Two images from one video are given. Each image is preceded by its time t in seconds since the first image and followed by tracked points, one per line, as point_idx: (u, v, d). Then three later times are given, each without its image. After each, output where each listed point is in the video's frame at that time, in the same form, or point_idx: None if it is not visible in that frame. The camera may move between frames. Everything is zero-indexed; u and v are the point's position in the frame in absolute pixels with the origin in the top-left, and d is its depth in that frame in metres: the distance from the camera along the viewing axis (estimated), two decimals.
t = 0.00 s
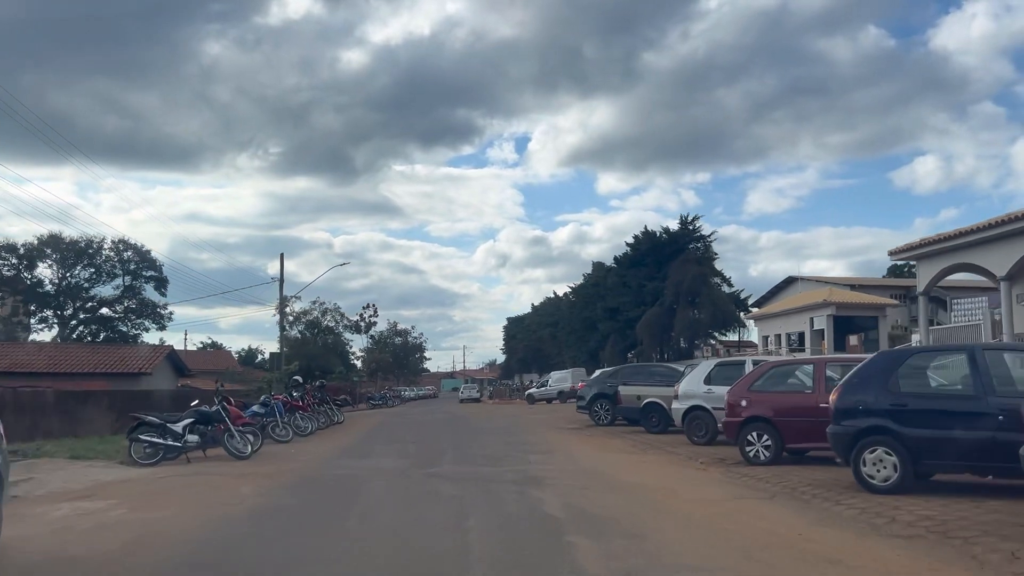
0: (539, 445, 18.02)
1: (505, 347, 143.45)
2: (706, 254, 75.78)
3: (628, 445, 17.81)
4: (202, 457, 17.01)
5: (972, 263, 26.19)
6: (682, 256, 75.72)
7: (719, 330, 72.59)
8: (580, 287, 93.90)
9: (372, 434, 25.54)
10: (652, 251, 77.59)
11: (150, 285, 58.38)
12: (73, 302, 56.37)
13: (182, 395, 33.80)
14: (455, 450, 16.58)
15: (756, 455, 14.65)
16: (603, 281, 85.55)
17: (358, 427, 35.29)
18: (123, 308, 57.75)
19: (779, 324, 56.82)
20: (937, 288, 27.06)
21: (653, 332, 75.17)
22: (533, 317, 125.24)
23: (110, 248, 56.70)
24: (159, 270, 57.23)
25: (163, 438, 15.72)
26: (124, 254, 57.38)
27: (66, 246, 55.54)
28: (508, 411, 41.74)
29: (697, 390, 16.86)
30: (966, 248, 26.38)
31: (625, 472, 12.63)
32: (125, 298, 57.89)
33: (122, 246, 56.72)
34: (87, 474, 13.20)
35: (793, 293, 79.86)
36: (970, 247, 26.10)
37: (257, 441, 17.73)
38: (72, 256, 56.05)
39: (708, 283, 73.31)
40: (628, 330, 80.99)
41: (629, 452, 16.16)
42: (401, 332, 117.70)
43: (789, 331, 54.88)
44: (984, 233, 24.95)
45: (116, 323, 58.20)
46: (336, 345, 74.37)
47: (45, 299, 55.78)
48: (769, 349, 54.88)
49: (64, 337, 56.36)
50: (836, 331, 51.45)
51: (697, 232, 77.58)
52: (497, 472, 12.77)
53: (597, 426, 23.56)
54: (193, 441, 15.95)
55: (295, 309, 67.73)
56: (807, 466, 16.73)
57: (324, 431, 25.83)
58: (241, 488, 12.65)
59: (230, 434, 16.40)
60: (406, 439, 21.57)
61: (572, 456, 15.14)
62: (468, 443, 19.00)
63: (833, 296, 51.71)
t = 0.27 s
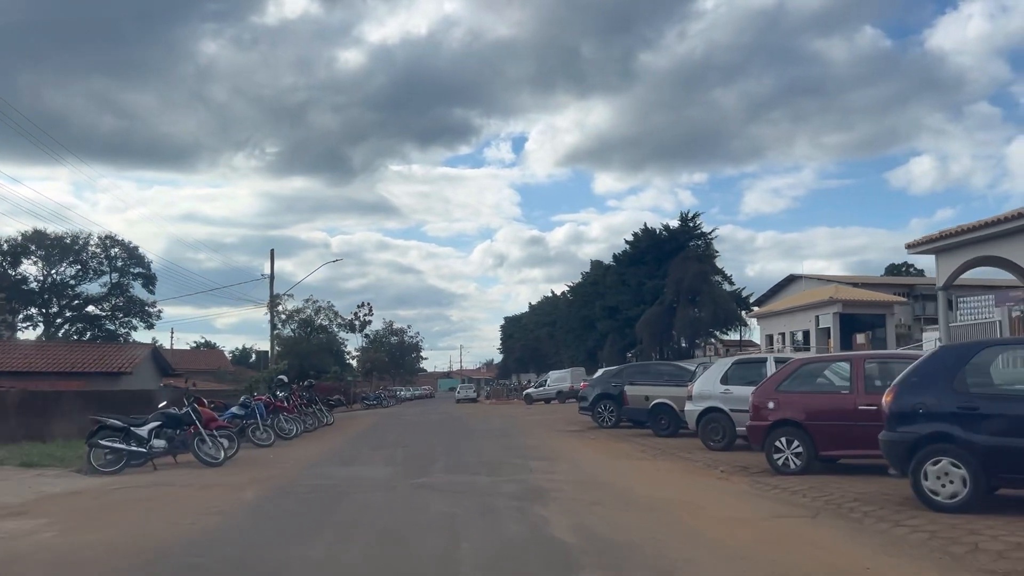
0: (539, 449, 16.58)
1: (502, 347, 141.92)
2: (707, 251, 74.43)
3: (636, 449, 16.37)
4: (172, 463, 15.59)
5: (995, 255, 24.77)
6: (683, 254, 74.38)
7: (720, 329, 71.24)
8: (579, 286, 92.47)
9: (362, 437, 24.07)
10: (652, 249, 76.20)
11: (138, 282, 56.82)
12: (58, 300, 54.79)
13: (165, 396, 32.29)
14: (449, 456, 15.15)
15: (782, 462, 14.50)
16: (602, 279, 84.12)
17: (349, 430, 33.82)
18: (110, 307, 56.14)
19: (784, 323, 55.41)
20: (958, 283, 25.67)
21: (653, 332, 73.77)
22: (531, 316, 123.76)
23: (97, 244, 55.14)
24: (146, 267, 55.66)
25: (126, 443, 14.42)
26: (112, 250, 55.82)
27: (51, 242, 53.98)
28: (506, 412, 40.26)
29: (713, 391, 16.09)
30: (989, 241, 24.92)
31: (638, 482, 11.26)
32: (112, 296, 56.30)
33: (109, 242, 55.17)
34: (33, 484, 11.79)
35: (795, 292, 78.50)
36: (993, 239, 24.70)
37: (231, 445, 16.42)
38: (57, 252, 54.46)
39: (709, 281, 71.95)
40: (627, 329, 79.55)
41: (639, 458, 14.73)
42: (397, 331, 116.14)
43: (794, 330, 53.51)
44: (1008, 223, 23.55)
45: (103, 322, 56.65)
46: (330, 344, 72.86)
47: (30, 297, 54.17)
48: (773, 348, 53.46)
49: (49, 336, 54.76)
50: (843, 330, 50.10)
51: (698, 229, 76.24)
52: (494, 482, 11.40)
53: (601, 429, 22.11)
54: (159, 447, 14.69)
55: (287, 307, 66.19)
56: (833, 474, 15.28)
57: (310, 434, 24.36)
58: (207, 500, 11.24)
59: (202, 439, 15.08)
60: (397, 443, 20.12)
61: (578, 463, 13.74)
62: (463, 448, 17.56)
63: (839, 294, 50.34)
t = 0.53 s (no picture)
0: (544, 456, 15.16)
1: (501, 347, 140.44)
2: (710, 248, 72.99)
3: (649, 456, 14.93)
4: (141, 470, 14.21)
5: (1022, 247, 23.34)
6: (685, 251, 72.93)
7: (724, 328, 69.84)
8: (579, 285, 91.07)
9: (352, 441, 22.58)
10: (653, 246, 74.83)
11: (127, 279, 55.24)
12: (44, 298, 53.25)
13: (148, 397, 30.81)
14: (444, 464, 13.71)
15: (824, 471, 13.26)
16: (603, 278, 82.67)
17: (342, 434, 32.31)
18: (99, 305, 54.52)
19: (792, 321, 53.98)
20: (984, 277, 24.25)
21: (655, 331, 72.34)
22: (530, 315, 122.26)
23: (85, 240, 53.49)
24: (136, 264, 54.17)
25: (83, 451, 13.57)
26: (100, 246, 54.23)
27: (37, 238, 52.34)
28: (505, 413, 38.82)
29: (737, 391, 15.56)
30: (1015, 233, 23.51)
31: (659, 497, 9.86)
32: (101, 294, 54.75)
33: (97, 238, 53.53)
34: None
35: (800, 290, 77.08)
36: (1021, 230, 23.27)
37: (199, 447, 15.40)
38: (44, 249, 52.80)
39: (713, 279, 70.54)
40: (629, 328, 78.10)
41: (656, 466, 13.31)
42: (395, 331, 114.64)
43: (801, 329, 52.12)
44: None
45: (91, 320, 55.19)
46: (325, 344, 71.38)
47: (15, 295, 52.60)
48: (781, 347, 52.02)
49: (35, 335, 53.23)
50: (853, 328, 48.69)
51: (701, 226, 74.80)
52: (494, 495, 10.00)
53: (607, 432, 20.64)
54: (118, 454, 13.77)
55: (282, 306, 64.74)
56: (869, 485, 13.82)
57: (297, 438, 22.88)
58: (168, 514, 9.84)
59: (167, 445, 14.19)
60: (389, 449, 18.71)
61: (589, 472, 12.34)
62: (460, 454, 16.15)
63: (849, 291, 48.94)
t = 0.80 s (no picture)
0: (550, 465, 13.83)
1: (502, 347, 138.96)
2: (715, 246, 71.53)
3: (665, 465, 13.59)
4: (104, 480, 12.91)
5: None
6: (690, 249, 71.51)
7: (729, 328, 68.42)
8: (580, 283, 89.63)
9: (343, 446, 21.21)
10: (657, 244, 73.40)
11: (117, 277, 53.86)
12: (32, 296, 51.94)
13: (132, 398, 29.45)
14: (438, 475, 12.38)
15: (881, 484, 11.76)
16: (605, 276, 81.26)
17: (336, 437, 30.95)
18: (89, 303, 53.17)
19: (800, 320, 52.60)
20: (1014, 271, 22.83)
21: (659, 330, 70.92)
22: (531, 315, 120.80)
23: (74, 236, 52.19)
24: (127, 262, 52.79)
25: (34, 460, 12.95)
26: (89, 243, 52.95)
27: (24, 235, 50.93)
28: (506, 415, 37.40)
29: (766, 392, 14.58)
30: None
31: (686, 518, 8.49)
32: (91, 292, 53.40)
33: (87, 234, 52.24)
34: None
35: (807, 289, 75.62)
36: None
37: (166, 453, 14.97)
38: (31, 246, 51.38)
39: (718, 278, 69.11)
40: (632, 327, 76.67)
41: (676, 477, 12.00)
42: (393, 330, 113.18)
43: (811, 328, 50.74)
44: None
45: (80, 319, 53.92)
46: (322, 343, 70.03)
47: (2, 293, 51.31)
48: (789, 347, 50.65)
49: (23, 334, 51.87)
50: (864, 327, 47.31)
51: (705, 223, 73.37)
52: (497, 515, 8.68)
53: (615, 437, 19.29)
54: (74, 462, 13.20)
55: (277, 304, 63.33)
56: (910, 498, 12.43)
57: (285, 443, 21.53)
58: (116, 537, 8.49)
59: (128, 453, 13.72)
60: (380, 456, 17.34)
61: (604, 486, 11.02)
62: (459, 462, 14.81)
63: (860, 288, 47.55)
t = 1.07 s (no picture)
0: (560, 474, 12.47)
1: (503, 347, 137.58)
2: (721, 243, 70.07)
3: (688, 474, 12.23)
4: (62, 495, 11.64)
5: None
6: (695, 247, 70.06)
7: (736, 327, 66.97)
8: (584, 282, 88.17)
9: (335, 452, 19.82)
10: (661, 242, 71.95)
11: (109, 274, 52.47)
12: (22, 294, 50.62)
13: (118, 399, 28.14)
14: (435, 486, 11.03)
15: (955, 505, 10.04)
16: (609, 275, 79.82)
17: (331, 440, 29.60)
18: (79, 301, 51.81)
19: (811, 319, 51.21)
20: None
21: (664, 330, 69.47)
22: (533, 315, 119.38)
23: (64, 232, 51.21)
24: (119, 259, 51.46)
25: None
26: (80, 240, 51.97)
27: (13, 231, 49.63)
28: (508, 417, 35.96)
29: (803, 394, 13.33)
30: None
31: (729, 553, 7.10)
32: (82, 290, 52.04)
33: (77, 230, 51.32)
34: None
35: (815, 288, 74.11)
36: None
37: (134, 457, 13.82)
38: (21, 242, 50.04)
39: (724, 276, 67.64)
40: (636, 327, 75.25)
41: (704, 490, 10.65)
42: (394, 330, 111.83)
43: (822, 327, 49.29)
44: None
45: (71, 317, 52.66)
46: (320, 343, 68.63)
47: None
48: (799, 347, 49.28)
49: (12, 333, 50.52)
50: (878, 325, 45.83)
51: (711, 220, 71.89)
52: (500, 539, 7.35)
53: (627, 441, 17.93)
54: (18, 473, 12.10)
55: (274, 303, 61.97)
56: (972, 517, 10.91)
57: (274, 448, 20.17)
58: (49, 567, 7.17)
59: (83, 462, 12.48)
60: (374, 464, 15.98)
61: (623, 500, 9.69)
62: (459, 470, 13.47)
63: (874, 285, 46.02)
